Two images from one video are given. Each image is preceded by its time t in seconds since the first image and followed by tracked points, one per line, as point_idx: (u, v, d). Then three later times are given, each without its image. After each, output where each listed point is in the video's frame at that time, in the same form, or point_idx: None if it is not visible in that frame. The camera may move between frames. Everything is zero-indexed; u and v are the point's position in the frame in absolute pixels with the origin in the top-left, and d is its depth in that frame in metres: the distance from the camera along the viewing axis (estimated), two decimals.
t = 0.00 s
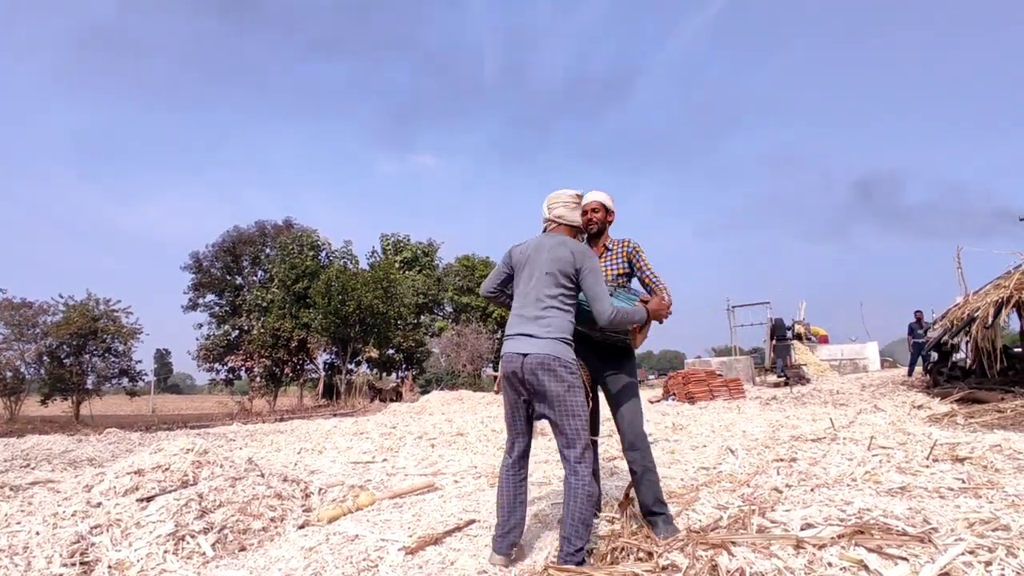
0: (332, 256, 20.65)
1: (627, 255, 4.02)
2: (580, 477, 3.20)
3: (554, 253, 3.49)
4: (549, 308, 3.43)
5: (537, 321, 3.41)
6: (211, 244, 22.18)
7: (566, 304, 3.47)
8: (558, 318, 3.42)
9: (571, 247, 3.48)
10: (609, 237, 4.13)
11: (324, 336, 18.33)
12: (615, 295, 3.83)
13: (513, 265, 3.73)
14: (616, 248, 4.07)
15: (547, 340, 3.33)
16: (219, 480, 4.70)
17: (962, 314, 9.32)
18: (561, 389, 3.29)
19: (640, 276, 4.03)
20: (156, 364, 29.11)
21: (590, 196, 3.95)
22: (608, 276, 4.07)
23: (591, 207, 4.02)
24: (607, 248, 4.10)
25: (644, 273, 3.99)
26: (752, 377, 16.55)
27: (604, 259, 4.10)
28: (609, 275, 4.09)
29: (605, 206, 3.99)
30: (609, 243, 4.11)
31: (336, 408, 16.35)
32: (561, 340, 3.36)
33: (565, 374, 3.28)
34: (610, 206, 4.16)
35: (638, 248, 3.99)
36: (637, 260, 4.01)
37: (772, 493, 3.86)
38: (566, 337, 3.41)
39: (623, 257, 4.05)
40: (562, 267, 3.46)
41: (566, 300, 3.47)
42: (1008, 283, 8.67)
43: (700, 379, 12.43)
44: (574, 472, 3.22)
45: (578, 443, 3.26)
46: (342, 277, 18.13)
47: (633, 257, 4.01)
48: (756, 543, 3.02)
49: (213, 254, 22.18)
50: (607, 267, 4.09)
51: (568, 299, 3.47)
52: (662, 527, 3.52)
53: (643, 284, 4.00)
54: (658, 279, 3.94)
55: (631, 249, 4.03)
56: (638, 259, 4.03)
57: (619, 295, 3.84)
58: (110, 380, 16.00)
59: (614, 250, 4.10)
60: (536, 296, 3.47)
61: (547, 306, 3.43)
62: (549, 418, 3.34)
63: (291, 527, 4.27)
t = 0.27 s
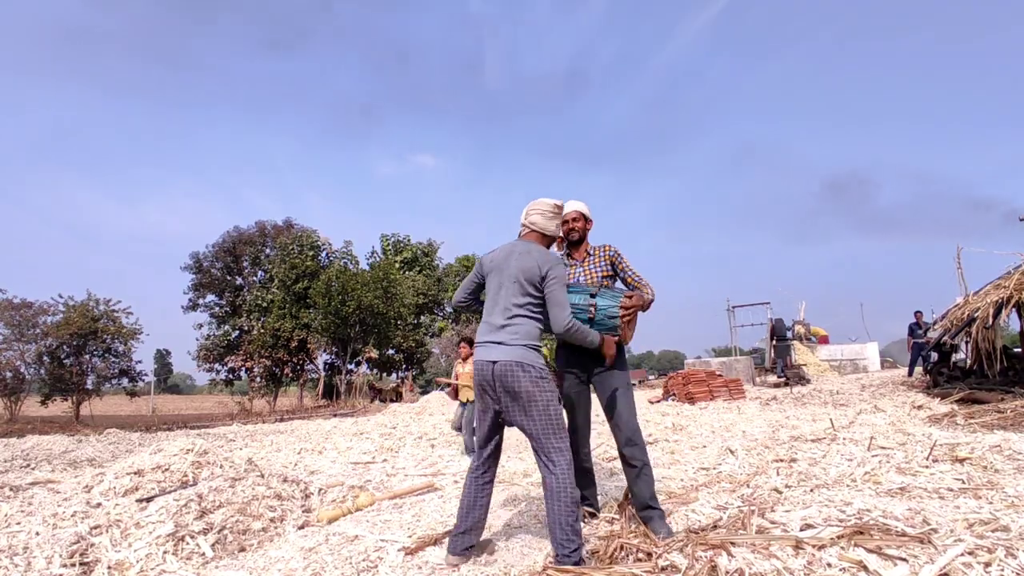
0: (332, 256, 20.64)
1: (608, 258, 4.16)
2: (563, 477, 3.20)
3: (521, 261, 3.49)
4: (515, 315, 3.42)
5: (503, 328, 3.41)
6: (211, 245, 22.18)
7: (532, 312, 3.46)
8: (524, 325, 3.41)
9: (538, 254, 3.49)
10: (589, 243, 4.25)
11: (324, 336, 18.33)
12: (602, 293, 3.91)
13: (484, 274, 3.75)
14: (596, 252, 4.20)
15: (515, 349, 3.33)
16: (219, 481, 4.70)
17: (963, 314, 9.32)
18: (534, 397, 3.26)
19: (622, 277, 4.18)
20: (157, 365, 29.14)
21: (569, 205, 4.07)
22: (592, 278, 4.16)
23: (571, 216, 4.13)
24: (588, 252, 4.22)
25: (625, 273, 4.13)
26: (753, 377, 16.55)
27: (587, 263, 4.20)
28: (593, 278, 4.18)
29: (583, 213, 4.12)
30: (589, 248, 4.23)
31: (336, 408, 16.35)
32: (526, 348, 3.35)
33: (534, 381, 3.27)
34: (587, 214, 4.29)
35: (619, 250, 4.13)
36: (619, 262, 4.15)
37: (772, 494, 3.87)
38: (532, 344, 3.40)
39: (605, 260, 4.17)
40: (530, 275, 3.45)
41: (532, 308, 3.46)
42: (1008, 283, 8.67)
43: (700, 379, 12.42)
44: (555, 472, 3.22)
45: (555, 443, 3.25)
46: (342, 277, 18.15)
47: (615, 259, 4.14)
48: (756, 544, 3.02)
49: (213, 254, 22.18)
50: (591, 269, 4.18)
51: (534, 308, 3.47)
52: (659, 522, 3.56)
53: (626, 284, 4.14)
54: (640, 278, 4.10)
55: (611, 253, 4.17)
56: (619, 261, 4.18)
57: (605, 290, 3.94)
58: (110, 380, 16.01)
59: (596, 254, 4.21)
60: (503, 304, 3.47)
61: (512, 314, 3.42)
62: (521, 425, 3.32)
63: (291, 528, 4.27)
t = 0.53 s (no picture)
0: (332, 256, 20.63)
1: (603, 257, 4.17)
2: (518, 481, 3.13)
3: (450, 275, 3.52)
4: (447, 328, 3.44)
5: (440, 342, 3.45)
6: (212, 245, 22.20)
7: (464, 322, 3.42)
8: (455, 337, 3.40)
9: (464, 265, 3.46)
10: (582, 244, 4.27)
11: (325, 336, 18.34)
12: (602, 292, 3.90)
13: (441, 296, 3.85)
14: (589, 252, 4.21)
15: (443, 358, 3.33)
16: (219, 481, 4.71)
17: (964, 314, 9.30)
18: (480, 406, 3.21)
19: (617, 276, 4.20)
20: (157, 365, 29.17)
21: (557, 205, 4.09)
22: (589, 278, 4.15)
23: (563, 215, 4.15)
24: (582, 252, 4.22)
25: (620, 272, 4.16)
26: (753, 377, 16.53)
27: (582, 263, 4.19)
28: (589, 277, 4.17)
29: (573, 212, 4.15)
30: (583, 248, 4.23)
31: (337, 408, 16.37)
32: (456, 357, 3.31)
33: (467, 390, 3.23)
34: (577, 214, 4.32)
35: (612, 248, 4.17)
36: (613, 261, 4.18)
37: (773, 494, 3.86)
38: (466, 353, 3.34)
39: (599, 257, 4.19)
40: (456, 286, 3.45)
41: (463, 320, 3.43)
42: (1009, 283, 8.66)
43: (701, 379, 12.40)
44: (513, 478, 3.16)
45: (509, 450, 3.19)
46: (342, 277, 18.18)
47: (609, 258, 4.16)
48: (757, 544, 3.01)
49: (214, 254, 22.19)
50: (586, 269, 4.18)
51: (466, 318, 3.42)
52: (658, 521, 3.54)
53: (621, 282, 4.16)
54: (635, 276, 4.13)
55: (605, 252, 4.18)
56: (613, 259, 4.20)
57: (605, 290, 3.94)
58: (111, 380, 16.03)
59: (590, 254, 4.22)
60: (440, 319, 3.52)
61: (444, 327, 3.45)
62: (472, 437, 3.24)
63: (291, 528, 4.28)
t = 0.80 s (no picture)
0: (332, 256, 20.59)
1: (609, 256, 4.17)
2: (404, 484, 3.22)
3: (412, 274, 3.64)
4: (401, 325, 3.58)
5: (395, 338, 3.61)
6: (211, 245, 22.20)
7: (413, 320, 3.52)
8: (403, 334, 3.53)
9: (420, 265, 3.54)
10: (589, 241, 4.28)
11: (324, 337, 18.34)
12: (605, 296, 3.90)
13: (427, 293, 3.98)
14: (594, 250, 4.22)
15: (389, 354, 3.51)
16: (220, 481, 4.70)
17: (964, 314, 9.30)
18: (407, 404, 3.31)
19: (621, 278, 4.21)
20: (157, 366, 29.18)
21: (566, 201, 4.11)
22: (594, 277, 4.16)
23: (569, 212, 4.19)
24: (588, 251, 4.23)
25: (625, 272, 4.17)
26: (753, 377, 16.54)
27: (587, 261, 4.20)
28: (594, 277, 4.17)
29: (582, 209, 4.19)
30: (588, 246, 4.24)
31: (336, 408, 16.37)
32: (395, 354, 3.43)
33: (396, 386, 3.36)
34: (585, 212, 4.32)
35: (620, 249, 4.15)
36: (619, 261, 4.17)
37: (773, 493, 3.87)
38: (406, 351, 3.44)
39: (606, 257, 4.17)
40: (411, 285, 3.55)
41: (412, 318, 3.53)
42: (1008, 283, 8.68)
43: (700, 379, 12.40)
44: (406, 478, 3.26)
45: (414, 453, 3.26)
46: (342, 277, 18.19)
47: (615, 258, 4.16)
48: (758, 543, 3.02)
49: (213, 254, 22.18)
50: (591, 268, 4.18)
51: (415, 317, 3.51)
52: (659, 526, 3.56)
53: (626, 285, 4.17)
54: (639, 282, 4.15)
55: (611, 251, 4.18)
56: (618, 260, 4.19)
57: (608, 296, 3.93)
58: (110, 380, 16.01)
59: (595, 253, 4.22)
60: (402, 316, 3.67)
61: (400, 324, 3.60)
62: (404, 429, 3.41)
63: (292, 528, 4.27)
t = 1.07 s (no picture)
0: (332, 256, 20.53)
1: (617, 252, 4.14)
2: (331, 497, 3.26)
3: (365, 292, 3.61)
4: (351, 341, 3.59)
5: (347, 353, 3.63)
6: (211, 245, 22.21)
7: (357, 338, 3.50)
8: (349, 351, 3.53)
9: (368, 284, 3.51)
10: (596, 235, 4.22)
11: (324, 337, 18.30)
12: (614, 304, 3.92)
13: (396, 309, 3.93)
14: (601, 244, 4.18)
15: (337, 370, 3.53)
16: (220, 481, 4.70)
17: (963, 314, 9.30)
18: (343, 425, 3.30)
19: (630, 274, 4.21)
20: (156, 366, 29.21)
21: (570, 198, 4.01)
22: (602, 276, 4.17)
23: (574, 206, 4.10)
24: (594, 246, 4.20)
25: (633, 267, 4.16)
26: (752, 376, 16.52)
27: (594, 259, 4.19)
28: (603, 275, 4.19)
29: (587, 203, 4.09)
30: (595, 241, 4.21)
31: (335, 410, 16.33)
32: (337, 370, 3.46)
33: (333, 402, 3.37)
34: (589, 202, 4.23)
35: (627, 244, 4.11)
36: (627, 256, 4.16)
37: (773, 493, 3.87)
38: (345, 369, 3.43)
39: (613, 253, 4.16)
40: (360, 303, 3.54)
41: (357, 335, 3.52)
42: (1007, 283, 8.69)
43: (700, 379, 12.39)
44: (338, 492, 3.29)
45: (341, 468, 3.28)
46: (341, 277, 18.18)
47: (622, 253, 4.13)
48: (757, 543, 3.02)
49: (213, 254, 22.16)
50: (599, 268, 4.18)
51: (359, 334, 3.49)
52: (660, 527, 3.57)
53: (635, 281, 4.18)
54: (647, 277, 4.17)
55: (619, 246, 4.14)
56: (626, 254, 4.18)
57: (616, 305, 3.93)
58: (110, 381, 15.98)
59: (602, 248, 4.19)
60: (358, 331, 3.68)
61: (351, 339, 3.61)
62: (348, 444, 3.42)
63: (292, 528, 4.28)
